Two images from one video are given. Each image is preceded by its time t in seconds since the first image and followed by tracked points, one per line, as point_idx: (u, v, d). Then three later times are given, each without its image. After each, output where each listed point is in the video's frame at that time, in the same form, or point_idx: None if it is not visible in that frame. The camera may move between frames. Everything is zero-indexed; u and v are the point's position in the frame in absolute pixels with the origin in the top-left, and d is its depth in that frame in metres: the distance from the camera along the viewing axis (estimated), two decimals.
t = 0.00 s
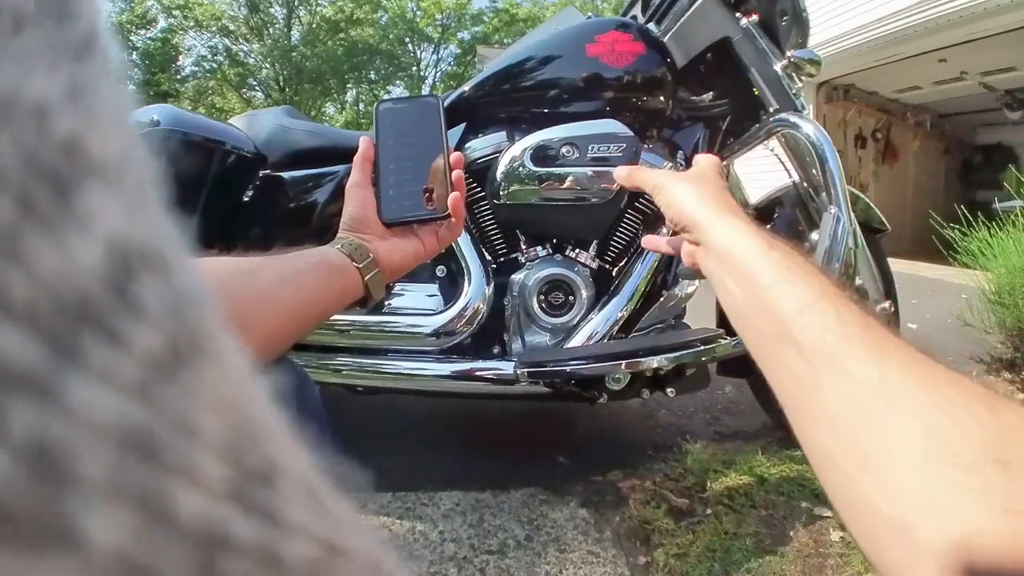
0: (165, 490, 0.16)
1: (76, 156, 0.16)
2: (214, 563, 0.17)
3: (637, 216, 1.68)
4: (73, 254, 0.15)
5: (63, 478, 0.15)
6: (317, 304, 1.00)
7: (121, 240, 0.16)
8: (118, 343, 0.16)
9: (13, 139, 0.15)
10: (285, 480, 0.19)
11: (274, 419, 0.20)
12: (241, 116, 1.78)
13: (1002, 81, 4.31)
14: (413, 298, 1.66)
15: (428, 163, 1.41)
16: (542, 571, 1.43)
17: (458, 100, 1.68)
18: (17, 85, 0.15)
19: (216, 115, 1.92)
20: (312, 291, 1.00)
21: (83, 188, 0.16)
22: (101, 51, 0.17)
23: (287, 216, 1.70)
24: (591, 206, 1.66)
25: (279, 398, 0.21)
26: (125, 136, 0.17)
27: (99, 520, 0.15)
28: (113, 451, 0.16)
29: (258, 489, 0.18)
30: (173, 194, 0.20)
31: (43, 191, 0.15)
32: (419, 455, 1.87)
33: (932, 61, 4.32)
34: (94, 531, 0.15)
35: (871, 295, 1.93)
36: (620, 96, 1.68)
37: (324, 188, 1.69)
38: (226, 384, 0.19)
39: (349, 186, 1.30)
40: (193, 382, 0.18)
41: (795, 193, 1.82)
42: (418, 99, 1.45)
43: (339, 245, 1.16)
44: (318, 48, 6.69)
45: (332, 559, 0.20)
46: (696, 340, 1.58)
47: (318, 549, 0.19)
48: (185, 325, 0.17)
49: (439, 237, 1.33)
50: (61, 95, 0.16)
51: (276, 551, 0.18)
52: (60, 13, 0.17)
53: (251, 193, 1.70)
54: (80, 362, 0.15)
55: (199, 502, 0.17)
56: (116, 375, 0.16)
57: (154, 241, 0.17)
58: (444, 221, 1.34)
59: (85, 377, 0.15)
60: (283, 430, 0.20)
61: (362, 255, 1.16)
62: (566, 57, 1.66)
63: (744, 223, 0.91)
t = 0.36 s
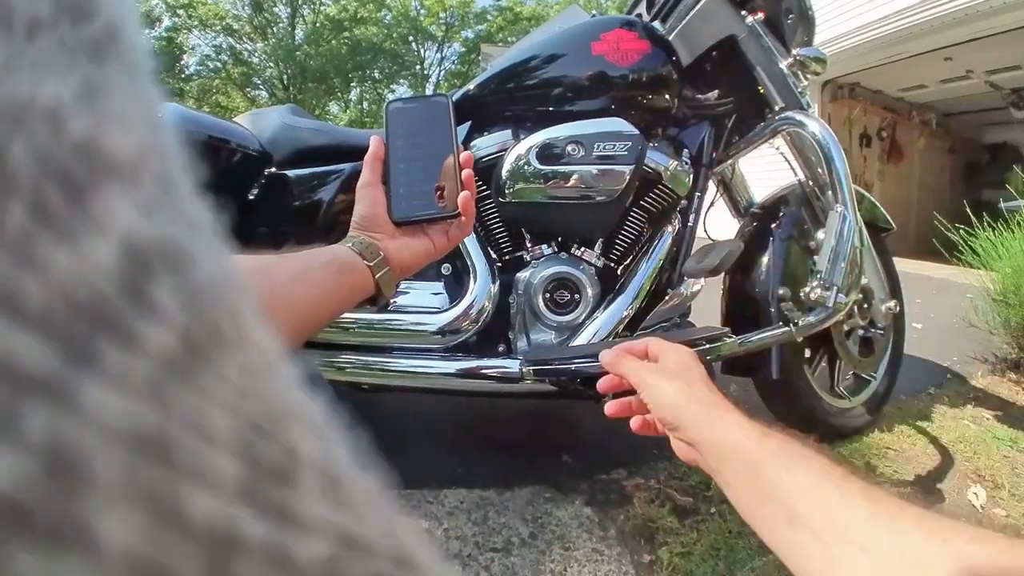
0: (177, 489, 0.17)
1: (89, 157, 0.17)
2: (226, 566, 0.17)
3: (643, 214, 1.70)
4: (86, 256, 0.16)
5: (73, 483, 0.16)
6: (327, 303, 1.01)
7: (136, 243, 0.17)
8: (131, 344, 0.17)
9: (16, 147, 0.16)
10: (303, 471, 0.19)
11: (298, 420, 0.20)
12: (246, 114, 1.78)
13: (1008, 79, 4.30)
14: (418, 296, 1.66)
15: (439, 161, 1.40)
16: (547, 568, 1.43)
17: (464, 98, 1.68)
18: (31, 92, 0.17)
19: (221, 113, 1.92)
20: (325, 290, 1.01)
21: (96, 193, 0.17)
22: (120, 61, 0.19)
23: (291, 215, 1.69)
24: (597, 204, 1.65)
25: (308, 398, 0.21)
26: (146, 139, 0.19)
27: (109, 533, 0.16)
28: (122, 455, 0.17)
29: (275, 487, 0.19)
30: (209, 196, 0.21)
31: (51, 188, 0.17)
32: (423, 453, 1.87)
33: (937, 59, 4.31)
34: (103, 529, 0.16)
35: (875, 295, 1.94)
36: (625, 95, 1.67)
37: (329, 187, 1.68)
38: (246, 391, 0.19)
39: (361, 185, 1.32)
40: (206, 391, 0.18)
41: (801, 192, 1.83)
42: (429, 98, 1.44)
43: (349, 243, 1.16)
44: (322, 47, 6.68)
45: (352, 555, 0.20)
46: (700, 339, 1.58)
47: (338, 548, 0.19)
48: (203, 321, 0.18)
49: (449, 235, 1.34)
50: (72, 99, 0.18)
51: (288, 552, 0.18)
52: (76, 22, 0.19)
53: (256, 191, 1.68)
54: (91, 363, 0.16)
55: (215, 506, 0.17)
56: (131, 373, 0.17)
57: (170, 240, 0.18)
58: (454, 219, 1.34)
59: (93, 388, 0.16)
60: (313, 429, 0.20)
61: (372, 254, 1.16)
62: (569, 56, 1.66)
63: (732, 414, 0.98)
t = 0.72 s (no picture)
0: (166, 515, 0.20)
1: (79, 148, 0.19)
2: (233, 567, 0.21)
3: (649, 212, 1.70)
4: (79, 271, 0.18)
5: (69, 490, 0.18)
6: (325, 299, 1.00)
7: (125, 246, 0.19)
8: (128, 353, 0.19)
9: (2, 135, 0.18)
10: (319, 493, 0.23)
11: (262, 426, 0.23)
12: (251, 111, 1.78)
13: (1013, 77, 4.29)
14: (424, 294, 1.66)
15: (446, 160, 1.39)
16: (553, 567, 1.43)
17: (469, 96, 1.68)
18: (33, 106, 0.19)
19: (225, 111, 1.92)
20: (324, 287, 1.00)
21: (77, 192, 0.19)
22: (111, 29, 0.21)
23: (296, 212, 1.69)
24: (601, 202, 1.65)
25: (282, 386, 0.23)
26: (134, 116, 0.21)
27: (93, 553, 0.18)
28: (118, 467, 0.19)
29: (289, 524, 0.22)
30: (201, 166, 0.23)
31: (46, 200, 0.18)
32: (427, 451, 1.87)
33: (942, 58, 4.31)
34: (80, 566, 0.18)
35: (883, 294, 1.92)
36: (632, 93, 1.67)
37: (334, 184, 1.69)
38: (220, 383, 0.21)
39: (362, 182, 1.32)
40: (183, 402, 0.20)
41: (808, 190, 1.82)
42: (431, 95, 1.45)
43: (350, 240, 1.16)
44: (325, 46, 6.64)
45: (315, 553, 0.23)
46: (708, 336, 1.58)
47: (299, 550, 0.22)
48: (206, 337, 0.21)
49: (450, 232, 1.34)
50: (65, 88, 0.20)
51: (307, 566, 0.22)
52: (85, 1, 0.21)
53: (261, 189, 1.68)
54: (99, 375, 0.19)
55: (217, 518, 0.21)
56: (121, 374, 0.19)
57: (172, 264, 0.20)
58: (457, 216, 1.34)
59: (87, 386, 0.18)
60: (319, 451, 0.24)
61: (373, 251, 1.17)
62: (574, 54, 1.66)
63: None
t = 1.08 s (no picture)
0: (164, 508, 0.20)
1: (81, 152, 0.20)
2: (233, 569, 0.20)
3: (649, 213, 1.71)
4: (77, 269, 0.19)
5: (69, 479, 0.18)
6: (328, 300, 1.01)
7: (126, 247, 0.20)
8: (136, 344, 0.20)
9: (7, 140, 0.19)
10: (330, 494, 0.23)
11: (258, 418, 0.22)
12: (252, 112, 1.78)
13: (1011, 78, 4.31)
14: (425, 294, 1.67)
15: (445, 159, 1.40)
16: (555, 566, 1.43)
17: (469, 97, 1.68)
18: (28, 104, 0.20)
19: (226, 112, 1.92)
20: (326, 286, 1.01)
21: (79, 193, 0.19)
22: (112, 38, 0.22)
23: (297, 212, 1.68)
24: (602, 203, 1.65)
25: (281, 386, 0.23)
26: (134, 123, 0.22)
27: (94, 533, 0.19)
28: (117, 457, 0.19)
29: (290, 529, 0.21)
30: (209, 166, 0.23)
31: (50, 204, 0.19)
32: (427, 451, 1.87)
33: (940, 60, 4.32)
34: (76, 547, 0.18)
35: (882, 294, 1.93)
36: (632, 95, 1.68)
37: (334, 186, 1.70)
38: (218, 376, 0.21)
39: (358, 183, 1.29)
40: (180, 399, 0.21)
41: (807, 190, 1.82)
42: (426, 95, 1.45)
43: (348, 241, 1.16)
44: (323, 47, 6.63)
45: (307, 542, 0.22)
46: (708, 336, 1.59)
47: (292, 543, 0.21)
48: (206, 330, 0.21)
49: (448, 231, 1.35)
50: (68, 96, 0.20)
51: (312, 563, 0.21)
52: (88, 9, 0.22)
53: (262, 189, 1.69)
54: (93, 364, 0.19)
55: (217, 515, 0.20)
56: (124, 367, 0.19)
57: (167, 257, 0.20)
58: (453, 215, 1.35)
59: (88, 384, 0.18)
60: (333, 455, 0.23)
61: (371, 251, 1.17)
62: (574, 56, 1.66)
63: None
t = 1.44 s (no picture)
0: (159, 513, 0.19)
1: (78, 155, 0.19)
2: None
3: (645, 215, 1.70)
4: (70, 272, 0.17)
5: (62, 484, 0.17)
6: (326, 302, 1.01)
7: (123, 253, 0.19)
8: (132, 345, 0.19)
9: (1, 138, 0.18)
10: (324, 500, 0.22)
11: (255, 423, 0.22)
12: (248, 114, 1.78)
13: (1005, 80, 4.32)
14: (421, 297, 1.66)
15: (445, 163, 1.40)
16: (552, 570, 1.43)
17: (465, 100, 1.68)
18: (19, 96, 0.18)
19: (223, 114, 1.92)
20: (325, 289, 1.01)
21: (77, 197, 0.18)
22: (108, 42, 0.21)
23: (293, 215, 1.69)
24: (598, 205, 1.65)
25: (280, 385, 0.22)
26: (134, 126, 0.21)
27: (83, 546, 0.17)
28: (110, 463, 0.18)
29: (284, 540, 0.21)
30: (206, 169, 0.22)
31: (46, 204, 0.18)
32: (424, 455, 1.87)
33: (935, 62, 4.33)
34: (67, 543, 0.17)
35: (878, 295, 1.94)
36: (628, 97, 1.68)
37: (329, 189, 1.69)
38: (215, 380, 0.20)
39: (361, 187, 1.32)
40: (180, 400, 0.20)
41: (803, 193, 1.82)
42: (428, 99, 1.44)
43: (349, 245, 1.16)
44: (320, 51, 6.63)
45: (305, 549, 0.21)
46: (706, 339, 1.59)
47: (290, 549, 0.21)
48: (202, 337, 0.20)
49: (449, 236, 1.34)
50: (65, 94, 0.19)
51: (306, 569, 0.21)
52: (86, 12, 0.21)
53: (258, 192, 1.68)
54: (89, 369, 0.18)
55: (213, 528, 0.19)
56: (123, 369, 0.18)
57: (166, 258, 0.19)
58: (455, 220, 1.34)
59: (89, 384, 0.17)
60: (330, 463, 0.23)
61: (372, 255, 1.16)
62: (571, 58, 1.66)
63: None
